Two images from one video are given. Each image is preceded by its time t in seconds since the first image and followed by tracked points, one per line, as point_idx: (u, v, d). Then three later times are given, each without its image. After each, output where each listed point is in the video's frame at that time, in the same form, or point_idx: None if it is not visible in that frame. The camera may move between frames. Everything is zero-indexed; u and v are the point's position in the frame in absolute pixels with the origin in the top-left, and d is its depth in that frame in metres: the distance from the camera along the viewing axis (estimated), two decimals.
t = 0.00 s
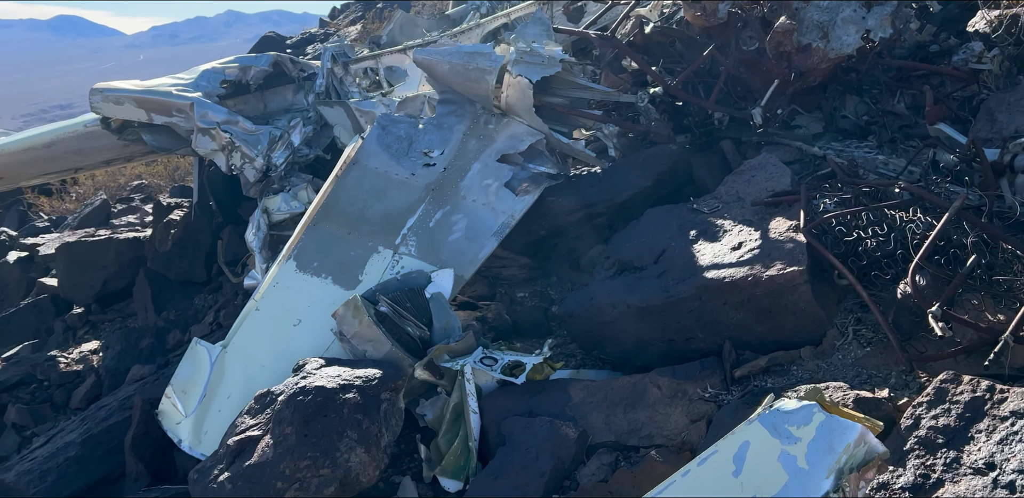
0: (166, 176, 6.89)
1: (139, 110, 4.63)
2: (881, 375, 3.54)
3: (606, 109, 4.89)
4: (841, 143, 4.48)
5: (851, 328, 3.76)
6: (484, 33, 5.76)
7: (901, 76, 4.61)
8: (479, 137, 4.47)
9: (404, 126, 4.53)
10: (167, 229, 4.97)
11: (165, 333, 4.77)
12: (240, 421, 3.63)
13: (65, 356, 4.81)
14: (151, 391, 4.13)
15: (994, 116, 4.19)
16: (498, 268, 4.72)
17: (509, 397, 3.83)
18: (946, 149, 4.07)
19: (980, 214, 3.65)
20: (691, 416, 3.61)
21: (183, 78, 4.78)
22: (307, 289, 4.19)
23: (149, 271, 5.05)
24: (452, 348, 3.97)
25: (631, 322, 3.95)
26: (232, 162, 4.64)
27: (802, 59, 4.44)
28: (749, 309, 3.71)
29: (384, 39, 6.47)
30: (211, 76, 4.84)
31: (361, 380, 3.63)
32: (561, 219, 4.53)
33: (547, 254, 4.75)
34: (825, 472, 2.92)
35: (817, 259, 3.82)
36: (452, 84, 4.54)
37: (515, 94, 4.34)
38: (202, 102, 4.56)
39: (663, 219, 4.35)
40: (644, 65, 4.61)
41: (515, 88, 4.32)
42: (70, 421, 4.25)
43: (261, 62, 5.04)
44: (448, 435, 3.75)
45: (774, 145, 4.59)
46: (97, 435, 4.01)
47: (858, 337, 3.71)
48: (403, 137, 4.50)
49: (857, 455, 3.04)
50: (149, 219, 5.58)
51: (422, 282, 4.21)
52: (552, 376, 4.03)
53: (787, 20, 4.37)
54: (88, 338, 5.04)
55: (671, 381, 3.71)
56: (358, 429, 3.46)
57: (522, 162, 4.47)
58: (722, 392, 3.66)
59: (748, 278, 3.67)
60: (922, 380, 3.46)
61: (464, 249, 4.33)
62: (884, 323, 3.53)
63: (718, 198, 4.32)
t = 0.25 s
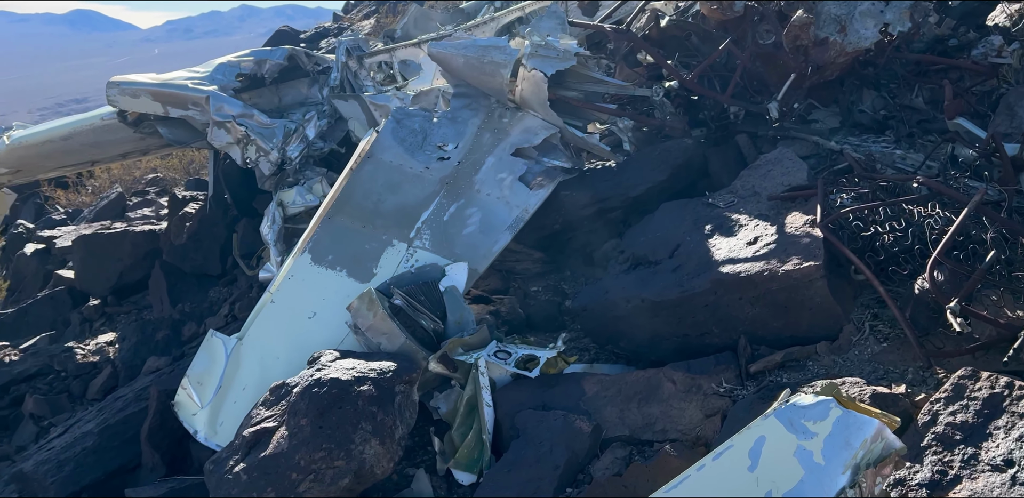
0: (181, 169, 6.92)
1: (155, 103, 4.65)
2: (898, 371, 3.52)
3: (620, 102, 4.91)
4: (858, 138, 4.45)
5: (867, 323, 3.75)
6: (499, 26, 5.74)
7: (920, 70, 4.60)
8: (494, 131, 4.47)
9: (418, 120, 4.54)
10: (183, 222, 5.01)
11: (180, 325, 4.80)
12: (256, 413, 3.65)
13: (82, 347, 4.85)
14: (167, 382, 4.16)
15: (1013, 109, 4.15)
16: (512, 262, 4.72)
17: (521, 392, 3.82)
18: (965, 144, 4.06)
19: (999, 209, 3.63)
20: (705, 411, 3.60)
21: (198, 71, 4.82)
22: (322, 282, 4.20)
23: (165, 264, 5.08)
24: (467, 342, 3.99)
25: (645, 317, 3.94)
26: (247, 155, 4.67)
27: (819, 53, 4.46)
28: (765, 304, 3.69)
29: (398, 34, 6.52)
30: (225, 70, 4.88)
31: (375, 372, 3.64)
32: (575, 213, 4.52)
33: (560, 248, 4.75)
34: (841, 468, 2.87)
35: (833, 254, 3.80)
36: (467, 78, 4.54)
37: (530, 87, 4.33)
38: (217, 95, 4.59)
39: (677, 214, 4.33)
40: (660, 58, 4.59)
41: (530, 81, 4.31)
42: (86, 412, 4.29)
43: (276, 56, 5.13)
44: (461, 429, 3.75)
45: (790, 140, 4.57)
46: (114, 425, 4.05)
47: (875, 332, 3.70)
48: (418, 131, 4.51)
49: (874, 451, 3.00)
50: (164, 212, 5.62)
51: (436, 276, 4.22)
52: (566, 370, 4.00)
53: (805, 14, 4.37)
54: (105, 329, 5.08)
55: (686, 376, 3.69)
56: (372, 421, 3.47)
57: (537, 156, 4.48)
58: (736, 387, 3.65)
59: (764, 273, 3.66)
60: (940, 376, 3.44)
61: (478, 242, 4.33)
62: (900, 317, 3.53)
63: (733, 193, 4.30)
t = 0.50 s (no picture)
0: (195, 163, 6.95)
1: (171, 97, 4.71)
2: (915, 367, 3.50)
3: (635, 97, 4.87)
4: (874, 133, 4.44)
5: (883, 318, 3.74)
6: (513, 20, 5.76)
7: (937, 64, 4.58)
8: (508, 125, 4.47)
9: (432, 114, 4.54)
10: (198, 215, 5.04)
11: (195, 317, 4.83)
12: (271, 405, 3.67)
13: (98, 339, 4.90)
14: (183, 373, 4.18)
15: None
16: (525, 257, 4.73)
17: (535, 385, 3.83)
18: (983, 138, 4.03)
19: (1019, 204, 3.59)
20: (720, 406, 3.59)
21: (214, 65, 4.86)
22: (336, 275, 4.21)
23: (180, 257, 5.11)
24: (480, 335, 3.98)
25: (659, 311, 3.93)
26: (262, 148, 4.70)
27: (836, 47, 4.45)
28: (780, 299, 3.68)
29: (412, 27, 6.75)
30: (241, 64, 4.92)
31: (390, 365, 3.65)
32: (589, 207, 4.51)
33: (574, 243, 4.74)
34: (857, 463, 2.84)
35: (850, 249, 3.78)
36: (481, 72, 4.53)
37: (544, 81, 4.31)
38: (233, 88, 4.65)
39: (692, 208, 4.32)
40: (675, 52, 4.57)
41: (544, 75, 4.30)
42: (103, 403, 4.32)
43: (291, 49, 5.10)
44: (475, 422, 3.77)
45: (807, 135, 4.55)
46: (130, 416, 4.07)
47: (892, 327, 3.69)
48: (432, 125, 4.51)
49: (891, 447, 2.95)
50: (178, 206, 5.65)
51: (450, 270, 4.23)
52: (580, 364, 4.01)
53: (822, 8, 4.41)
54: (120, 321, 5.13)
55: (700, 371, 3.69)
56: (387, 414, 3.48)
57: (550, 150, 4.47)
58: (751, 382, 3.63)
59: (779, 268, 3.64)
60: (957, 372, 3.42)
61: (492, 236, 4.35)
62: (917, 312, 3.51)
63: (748, 187, 4.29)
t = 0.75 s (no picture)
0: (209, 156, 6.99)
1: (186, 90, 4.73)
2: (932, 362, 3.47)
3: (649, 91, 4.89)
4: (891, 127, 4.42)
5: (900, 314, 3.71)
6: (527, 14, 5.78)
7: (954, 58, 4.53)
8: (522, 119, 4.46)
9: (446, 108, 4.55)
10: (212, 209, 5.08)
11: (210, 309, 4.86)
12: (285, 396, 3.68)
13: (113, 331, 4.94)
14: (198, 365, 4.21)
15: None
16: (538, 251, 4.73)
17: (548, 379, 3.83)
18: (1002, 133, 4.00)
19: None
20: (734, 400, 3.58)
21: (229, 58, 4.89)
22: (350, 268, 4.22)
23: (194, 249, 5.15)
24: (493, 328, 3.98)
25: (673, 306, 3.93)
26: (276, 142, 4.73)
27: (852, 41, 4.44)
28: (795, 294, 3.66)
29: (425, 21, 6.84)
30: (255, 57, 4.93)
31: (404, 358, 3.65)
32: (602, 202, 4.50)
33: (587, 237, 4.74)
34: (875, 459, 2.73)
35: (866, 244, 3.76)
36: (496, 65, 4.54)
37: (558, 75, 4.30)
38: (247, 82, 4.67)
39: (706, 203, 4.31)
40: (689, 46, 4.56)
41: (558, 69, 4.29)
42: (118, 394, 4.36)
43: (305, 43, 5.16)
44: (488, 415, 3.76)
45: (823, 130, 4.54)
46: (146, 407, 4.11)
47: (908, 323, 3.66)
48: (446, 118, 4.52)
49: (908, 443, 2.86)
50: (193, 199, 5.69)
51: (464, 263, 4.23)
52: (593, 358, 4.00)
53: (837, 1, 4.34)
54: (135, 313, 5.17)
55: (715, 366, 3.67)
56: (400, 406, 3.47)
57: (564, 144, 4.47)
58: (766, 377, 3.61)
59: (795, 263, 3.62)
60: (974, 367, 3.39)
61: (505, 230, 4.34)
62: (933, 307, 3.49)
63: (763, 182, 4.28)
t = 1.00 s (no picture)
0: (221, 150, 7.01)
1: (200, 84, 4.75)
2: (947, 358, 3.46)
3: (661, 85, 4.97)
4: (907, 121, 4.41)
5: (915, 309, 3.70)
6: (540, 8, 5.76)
7: (971, 52, 4.57)
8: (534, 113, 4.46)
9: (459, 102, 4.54)
10: (225, 203, 5.11)
11: (223, 302, 4.89)
12: (299, 389, 3.69)
13: (127, 323, 4.97)
14: (212, 357, 4.24)
15: None
16: (550, 245, 4.74)
17: (561, 373, 3.83)
18: (1019, 128, 4.02)
19: None
20: (748, 395, 3.57)
21: (241, 52, 4.90)
22: (363, 262, 4.23)
23: (207, 243, 5.17)
24: (506, 322, 3.96)
25: (686, 301, 3.91)
26: (289, 135, 4.74)
27: (868, 35, 4.43)
28: (810, 289, 3.64)
29: (438, 15, 6.84)
30: (268, 51, 4.96)
31: (417, 351, 3.65)
32: (615, 196, 4.49)
33: (599, 232, 4.73)
34: (890, 453, 2.67)
35: (880, 239, 3.75)
36: (508, 59, 4.53)
37: (571, 69, 4.31)
38: (261, 76, 4.68)
39: (719, 198, 4.29)
40: (704, 40, 4.54)
41: (571, 63, 4.30)
42: (133, 386, 4.39)
43: (318, 37, 5.18)
44: (501, 408, 3.77)
45: (837, 124, 4.54)
46: (160, 399, 4.13)
47: (923, 318, 3.65)
48: (458, 113, 4.52)
49: (924, 439, 2.76)
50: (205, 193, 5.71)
51: (477, 257, 4.23)
52: (606, 353, 3.99)
53: None
54: (149, 306, 5.20)
55: (728, 361, 3.65)
56: (413, 399, 3.47)
57: (577, 139, 4.43)
58: (780, 372, 3.60)
59: (810, 258, 3.60)
60: (991, 364, 3.37)
61: (518, 224, 4.34)
62: (950, 303, 3.46)
63: (777, 176, 4.26)
